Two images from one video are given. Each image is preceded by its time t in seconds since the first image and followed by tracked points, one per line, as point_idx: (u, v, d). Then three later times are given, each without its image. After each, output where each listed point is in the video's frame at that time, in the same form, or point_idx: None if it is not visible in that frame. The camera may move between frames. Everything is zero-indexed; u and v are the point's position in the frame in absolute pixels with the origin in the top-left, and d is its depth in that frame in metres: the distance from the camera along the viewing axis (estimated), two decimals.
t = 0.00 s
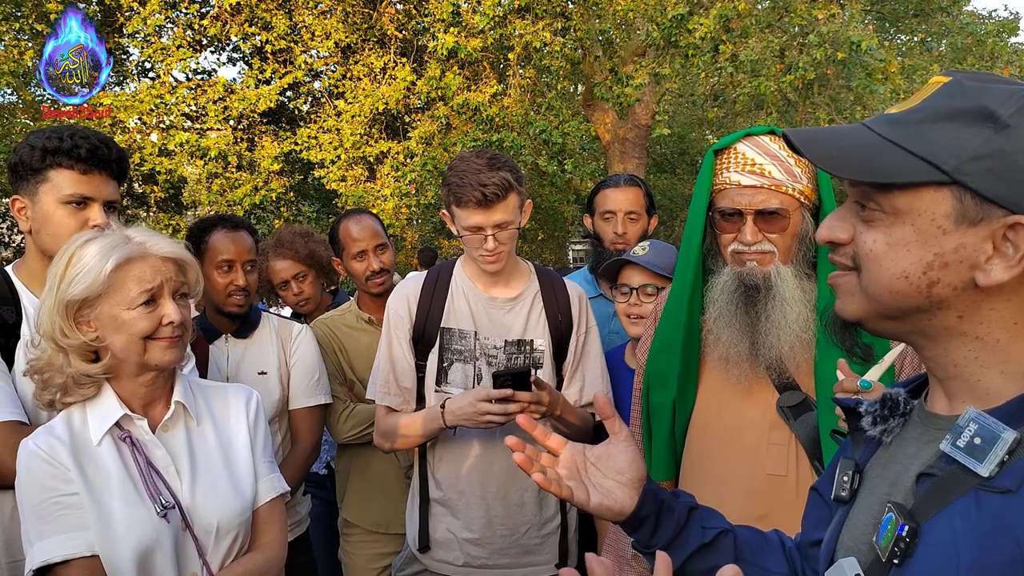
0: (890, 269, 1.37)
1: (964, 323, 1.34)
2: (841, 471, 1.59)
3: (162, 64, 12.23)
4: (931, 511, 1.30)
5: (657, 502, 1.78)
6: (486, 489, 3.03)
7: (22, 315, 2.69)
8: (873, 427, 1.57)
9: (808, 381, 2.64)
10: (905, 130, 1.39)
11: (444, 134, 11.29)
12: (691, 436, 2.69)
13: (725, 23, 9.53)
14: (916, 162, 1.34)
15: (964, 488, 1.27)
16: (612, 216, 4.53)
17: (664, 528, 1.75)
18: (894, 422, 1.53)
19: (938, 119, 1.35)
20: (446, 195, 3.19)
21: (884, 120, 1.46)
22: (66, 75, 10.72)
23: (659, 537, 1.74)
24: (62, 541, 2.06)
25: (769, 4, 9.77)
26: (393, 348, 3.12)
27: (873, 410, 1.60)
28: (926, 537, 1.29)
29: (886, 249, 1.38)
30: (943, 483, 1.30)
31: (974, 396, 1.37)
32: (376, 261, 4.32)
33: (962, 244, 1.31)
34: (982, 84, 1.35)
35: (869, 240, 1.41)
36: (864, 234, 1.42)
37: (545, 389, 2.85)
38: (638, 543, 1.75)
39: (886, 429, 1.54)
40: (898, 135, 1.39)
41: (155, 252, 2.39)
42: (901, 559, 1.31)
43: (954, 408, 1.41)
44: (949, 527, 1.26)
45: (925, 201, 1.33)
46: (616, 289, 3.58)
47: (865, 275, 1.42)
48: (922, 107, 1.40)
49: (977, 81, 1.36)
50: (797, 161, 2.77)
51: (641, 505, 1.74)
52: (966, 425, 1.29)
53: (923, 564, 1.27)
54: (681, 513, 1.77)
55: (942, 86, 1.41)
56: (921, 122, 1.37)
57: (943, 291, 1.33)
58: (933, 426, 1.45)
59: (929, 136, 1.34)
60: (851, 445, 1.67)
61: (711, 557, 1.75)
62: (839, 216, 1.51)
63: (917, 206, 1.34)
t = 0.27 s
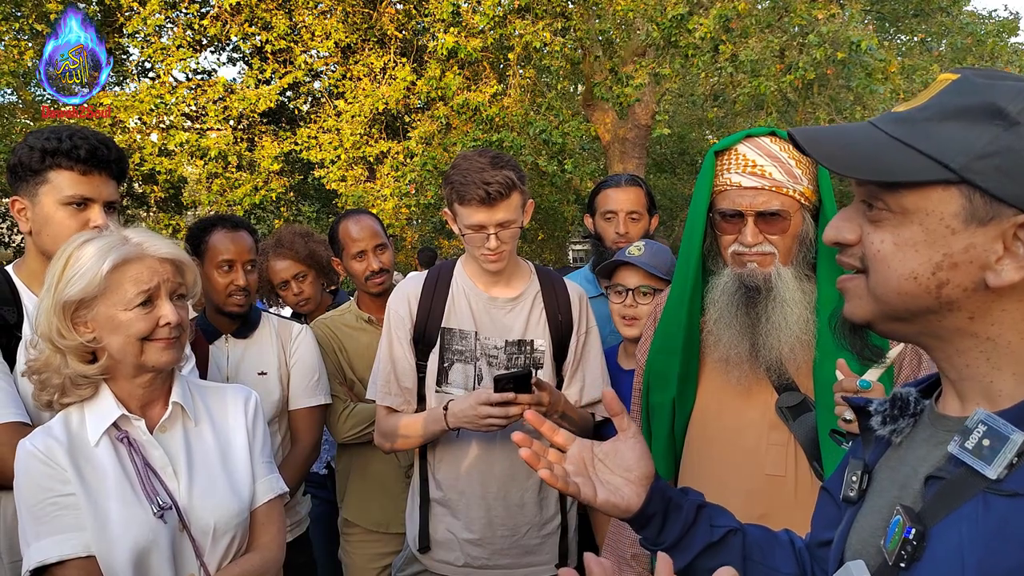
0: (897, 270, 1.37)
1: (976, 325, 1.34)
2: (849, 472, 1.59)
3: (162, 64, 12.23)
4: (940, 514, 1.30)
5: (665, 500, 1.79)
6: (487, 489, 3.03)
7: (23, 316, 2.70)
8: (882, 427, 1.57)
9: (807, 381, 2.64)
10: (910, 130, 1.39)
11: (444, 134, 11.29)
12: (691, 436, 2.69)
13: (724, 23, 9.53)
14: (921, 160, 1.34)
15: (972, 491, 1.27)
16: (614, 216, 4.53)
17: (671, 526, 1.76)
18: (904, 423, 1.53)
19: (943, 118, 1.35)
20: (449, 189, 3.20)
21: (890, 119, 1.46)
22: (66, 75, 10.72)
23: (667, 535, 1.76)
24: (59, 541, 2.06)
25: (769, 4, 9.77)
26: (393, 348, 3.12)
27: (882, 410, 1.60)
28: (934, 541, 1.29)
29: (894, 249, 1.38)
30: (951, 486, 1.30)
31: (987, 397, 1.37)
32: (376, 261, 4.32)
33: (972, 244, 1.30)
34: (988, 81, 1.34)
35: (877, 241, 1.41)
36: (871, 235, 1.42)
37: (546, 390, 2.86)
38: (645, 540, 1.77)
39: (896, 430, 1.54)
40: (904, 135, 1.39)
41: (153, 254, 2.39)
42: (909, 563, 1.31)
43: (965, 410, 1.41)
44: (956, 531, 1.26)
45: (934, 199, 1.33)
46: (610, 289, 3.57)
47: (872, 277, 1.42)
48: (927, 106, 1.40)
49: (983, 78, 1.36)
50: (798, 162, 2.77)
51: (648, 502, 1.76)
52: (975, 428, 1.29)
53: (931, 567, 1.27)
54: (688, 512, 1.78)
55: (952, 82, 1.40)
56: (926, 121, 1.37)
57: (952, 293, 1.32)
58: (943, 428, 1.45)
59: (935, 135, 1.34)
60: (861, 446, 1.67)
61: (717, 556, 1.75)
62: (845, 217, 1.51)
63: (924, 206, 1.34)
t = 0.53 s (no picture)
0: (905, 274, 1.37)
1: (983, 329, 1.35)
2: (856, 472, 1.59)
3: (162, 64, 12.23)
4: (946, 517, 1.30)
5: (670, 495, 1.77)
6: (486, 490, 3.03)
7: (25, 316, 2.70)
8: (888, 428, 1.57)
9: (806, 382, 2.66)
10: (915, 129, 1.39)
11: (444, 134, 11.29)
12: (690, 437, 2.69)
13: (724, 23, 9.52)
14: (925, 160, 1.34)
15: (979, 495, 1.27)
16: (616, 215, 4.54)
17: (676, 521, 1.74)
18: (911, 423, 1.53)
19: (947, 117, 1.35)
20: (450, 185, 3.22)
21: (895, 120, 1.46)
22: (66, 75, 10.71)
23: (671, 529, 1.74)
24: (59, 541, 2.06)
25: (769, 4, 9.77)
26: (393, 348, 3.12)
27: (889, 410, 1.61)
28: (941, 544, 1.29)
29: (900, 253, 1.38)
30: (957, 488, 1.30)
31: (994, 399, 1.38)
32: (375, 261, 4.33)
33: (980, 247, 1.30)
34: (994, 79, 1.34)
35: (882, 244, 1.41)
36: (877, 239, 1.42)
37: (547, 391, 2.88)
38: (649, 534, 1.75)
39: (902, 430, 1.54)
40: (909, 134, 1.39)
41: (152, 254, 2.39)
42: (914, 567, 1.30)
43: (972, 413, 1.43)
44: (963, 535, 1.27)
45: (941, 201, 1.33)
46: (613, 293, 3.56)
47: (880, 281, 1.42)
48: (931, 105, 1.39)
49: (989, 77, 1.35)
50: (797, 163, 2.77)
51: (653, 496, 1.74)
52: (982, 431, 1.29)
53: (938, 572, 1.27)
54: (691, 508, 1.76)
55: (956, 82, 1.39)
56: (931, 121, 1.37)
57: (961, 297, 1.33)
58: (949, 431, 1.46)
59: (941, 134, 1.34)
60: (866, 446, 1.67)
61: (722, 553, 1.75)
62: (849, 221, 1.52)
63: (930, 207, 1.34)
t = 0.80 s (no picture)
0: (865, 275, 1.22)
1: (942, 329, 1.21)
2: (810, 472, 1.41)
3: (162, 64, 12.24)
4: (924, 529, 1.17)
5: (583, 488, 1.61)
6: (485, 491, 3.04)
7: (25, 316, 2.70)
8: (848, 427, 1.41)
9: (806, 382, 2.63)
10: (881, 128, 1.21)
11: (444, 134, 11.29)
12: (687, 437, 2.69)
13: (724, 23, 9.52)
14: (894, 165, 1.18)
15: (958, 505, 1.15)
16: (617, 216, 4.56)
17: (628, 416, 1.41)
18: (872, 422, 1.38)
19: (918, 116, 1.18)
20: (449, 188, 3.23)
21: (856, 116, 1.28)
22: (66, 75, 10.64)
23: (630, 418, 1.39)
24: (59, 541, 2.06)
25: (769, 4, 9.77)
26: (392, 348, 3.12)
27: (848, 408, 1.44)
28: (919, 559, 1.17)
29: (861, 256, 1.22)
30: (935, 498, 1.18)
31: (960, 405, 1.24)
32: (376, 261, 4.33)
33: (944, 247, 1.16)
34: (962, 77, 1.20)
35: (842, 247, 1.25)
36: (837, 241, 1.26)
37: (545, 390, 2.87)
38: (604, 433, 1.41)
39: (863, 429, 1.38)
40: (873, 133, 1.22)
41: (152, 254, 2.40)
42: None
43: (935, 417, 1.27)
44: (945, 548, 1.14)
45: (905, 205, 1.18)
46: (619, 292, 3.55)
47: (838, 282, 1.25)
48: (895, 103, 1.23)
49: (956, 74, 1.21)
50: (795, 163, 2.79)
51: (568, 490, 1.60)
52: (958, 439, 1.17)
53: None
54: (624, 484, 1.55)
55: (922, 79, 1.24)
56: (897, 118, 1.20)
57: (923, 298, 1.19)
58: (913, 435, 1.29)
59: (911, 135, 1.18)
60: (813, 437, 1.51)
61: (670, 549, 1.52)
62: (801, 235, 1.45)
63: (895, 211, 1.19)
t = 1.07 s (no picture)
0: (832, 308, 1.35)
1: (906, 350, 1.36)
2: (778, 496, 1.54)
3: (162, 64, 12.23)
4: (910, 539, 1.31)
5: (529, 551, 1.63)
6: (485, 491, 3.04)
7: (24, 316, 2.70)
8: (809, 445, 1.53)
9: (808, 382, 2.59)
10: (831, 162, 1.35)
11: (444, 134, 11.29)
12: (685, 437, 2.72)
13: (725, 23, 9.52)
14: (850, 200, 1.32)
15: (944, 513, 1.29)
16: (617, 216, 4.55)
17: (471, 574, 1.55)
18: (832, 439, 1.51)
19: (862, 147, 1.33)
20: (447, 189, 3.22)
21: (802, 150, 1.42)
22: (66, 75, 10.72)
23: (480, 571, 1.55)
24: (60, 542, 2.07)
25: (769, 5, 9.77)
26: (391, 349, 3.12)
27: (809, 425, 1.55)
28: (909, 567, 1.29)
29: (828, 288, 1.35)
30: (923, 508, 1.31)
31: (929, 413, 1.38)
32: (376, 261, 4.34)
33: (906, 273, 1.31)
34: (894, 104, 1.35)
35: (807, 281, 1.37)
36: (799, 276, 1.39)
37: (546, 391, 2.88)
38: None
39: (825, 446, 1.51)
40: (823, 169, 1.36)
41: (151, 254, 2.40)
42: None
43: (903, 429, 1.43)
44: (941, 556, 1.27)
45: (864, 235, 1.32)
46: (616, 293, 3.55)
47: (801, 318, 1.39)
48: (840, 134, 1.37)
49: (886, 101, 1.37)
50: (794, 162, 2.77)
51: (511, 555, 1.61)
52: (938, 450, 1.30)
53: None
54: (582, 544, 1.66)
55: (854, 108, 1.39)
56: (846, 152, 1.35)
57: (888, 324, 1.33)
58: (879, 444, 1.45)
59: (860, 167, 1.32)
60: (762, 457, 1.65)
61: None
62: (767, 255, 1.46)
63: (857, 241, 1.32)
